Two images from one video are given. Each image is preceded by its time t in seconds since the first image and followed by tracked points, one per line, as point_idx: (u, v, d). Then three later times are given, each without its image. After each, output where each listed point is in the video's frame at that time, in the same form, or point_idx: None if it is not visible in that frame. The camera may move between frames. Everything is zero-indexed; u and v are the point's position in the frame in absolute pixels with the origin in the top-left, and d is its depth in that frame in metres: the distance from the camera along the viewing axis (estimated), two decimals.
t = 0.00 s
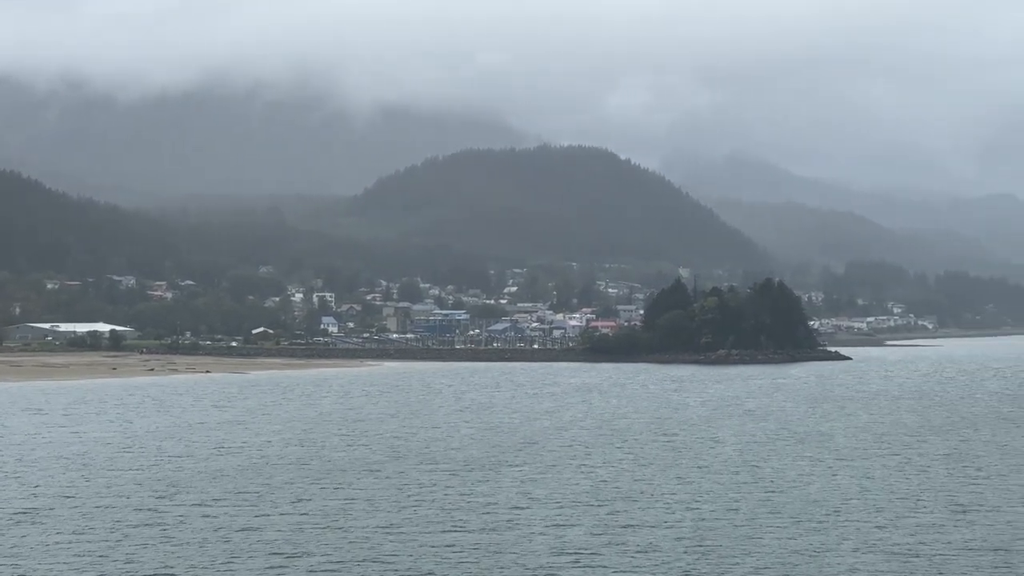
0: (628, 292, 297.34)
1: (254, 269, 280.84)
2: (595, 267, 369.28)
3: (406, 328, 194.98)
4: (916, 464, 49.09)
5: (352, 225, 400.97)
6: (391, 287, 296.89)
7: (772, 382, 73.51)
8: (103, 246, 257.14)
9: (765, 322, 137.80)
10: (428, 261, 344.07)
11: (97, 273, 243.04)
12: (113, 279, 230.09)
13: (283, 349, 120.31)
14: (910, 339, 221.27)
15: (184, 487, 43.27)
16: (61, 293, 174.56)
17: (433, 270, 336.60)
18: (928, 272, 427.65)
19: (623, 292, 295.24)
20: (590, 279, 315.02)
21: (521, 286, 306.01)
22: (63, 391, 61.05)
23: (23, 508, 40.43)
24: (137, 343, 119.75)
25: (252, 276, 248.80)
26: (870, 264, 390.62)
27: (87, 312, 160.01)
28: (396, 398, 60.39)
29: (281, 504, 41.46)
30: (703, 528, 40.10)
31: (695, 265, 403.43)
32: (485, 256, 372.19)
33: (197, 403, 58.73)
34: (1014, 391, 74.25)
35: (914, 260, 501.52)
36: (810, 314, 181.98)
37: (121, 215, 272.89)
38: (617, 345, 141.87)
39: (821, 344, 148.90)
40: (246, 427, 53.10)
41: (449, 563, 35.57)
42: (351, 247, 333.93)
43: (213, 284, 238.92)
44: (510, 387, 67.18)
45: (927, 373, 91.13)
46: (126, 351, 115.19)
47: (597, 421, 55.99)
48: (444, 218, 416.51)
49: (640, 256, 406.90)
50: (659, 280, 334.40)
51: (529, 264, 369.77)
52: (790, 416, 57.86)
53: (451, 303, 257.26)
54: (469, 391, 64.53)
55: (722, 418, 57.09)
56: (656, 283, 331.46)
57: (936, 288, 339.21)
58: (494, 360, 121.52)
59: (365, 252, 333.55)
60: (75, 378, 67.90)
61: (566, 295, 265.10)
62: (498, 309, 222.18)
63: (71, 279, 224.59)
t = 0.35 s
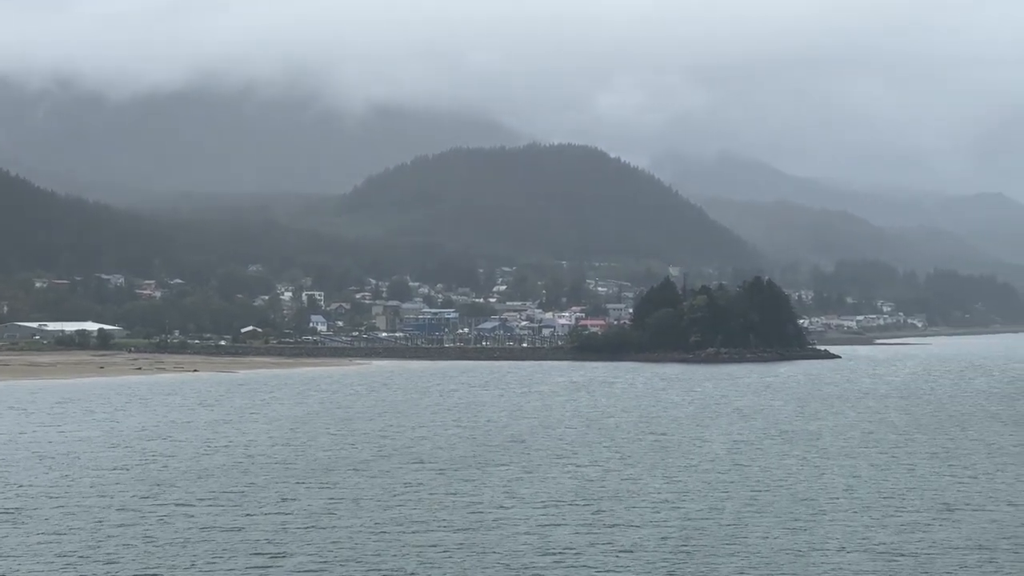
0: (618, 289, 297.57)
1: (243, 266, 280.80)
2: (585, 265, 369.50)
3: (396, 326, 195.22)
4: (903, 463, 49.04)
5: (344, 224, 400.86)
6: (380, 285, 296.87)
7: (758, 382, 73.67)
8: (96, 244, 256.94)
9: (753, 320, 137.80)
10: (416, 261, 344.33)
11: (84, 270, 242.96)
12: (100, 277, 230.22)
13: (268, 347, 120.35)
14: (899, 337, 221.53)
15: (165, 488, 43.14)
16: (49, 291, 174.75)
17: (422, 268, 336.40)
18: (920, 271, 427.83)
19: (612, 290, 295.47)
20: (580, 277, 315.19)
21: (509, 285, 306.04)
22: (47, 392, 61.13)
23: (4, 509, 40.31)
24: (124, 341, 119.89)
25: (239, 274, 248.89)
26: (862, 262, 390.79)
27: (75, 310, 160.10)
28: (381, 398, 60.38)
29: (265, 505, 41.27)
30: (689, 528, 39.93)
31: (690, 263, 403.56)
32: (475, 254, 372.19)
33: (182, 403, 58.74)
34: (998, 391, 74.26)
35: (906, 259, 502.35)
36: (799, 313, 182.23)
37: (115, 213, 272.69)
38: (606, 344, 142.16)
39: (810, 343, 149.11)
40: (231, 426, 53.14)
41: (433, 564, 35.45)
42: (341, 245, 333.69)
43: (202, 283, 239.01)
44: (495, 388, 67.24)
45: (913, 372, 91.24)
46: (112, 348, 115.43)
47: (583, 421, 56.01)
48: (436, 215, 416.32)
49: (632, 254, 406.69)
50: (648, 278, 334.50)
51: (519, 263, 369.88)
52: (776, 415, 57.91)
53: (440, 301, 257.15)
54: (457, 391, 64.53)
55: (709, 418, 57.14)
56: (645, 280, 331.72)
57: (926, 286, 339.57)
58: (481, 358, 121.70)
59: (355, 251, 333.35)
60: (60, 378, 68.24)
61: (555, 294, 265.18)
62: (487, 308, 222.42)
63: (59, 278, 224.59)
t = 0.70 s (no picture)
0: (610, 288, 297.59)
1: (237, 265, 280.57)
2: (579, 264, 369.38)
3: (389, 324, 195.33)
4: (891, 461, 49.01)
5: (341, 223, 400.49)
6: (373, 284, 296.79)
7: (747, 380, 73.67)
8: (91, 243, 257.15)
9: (745, 317, 137.80)
10: (408, 258, 343.80)
11: (77, 269, 242.71)
12: (92, 275, 230.29)
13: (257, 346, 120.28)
14: (892, 335, 221.64)
15: (153, 488, 42.98)
16: (40, 289, 174.58)
17: (414, 266, 336.16)
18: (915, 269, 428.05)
19: (605, 288, 295.43)
20: (573, 275, 314.98)
21: (501, 284, 306.03)
22: (35, 392, 61.13)
23: None
24: (115, 339, 119.85)
25: (232, 273, 248.77)
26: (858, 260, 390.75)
27: (66, 308, 159.94)
28: (371, 397, 60.26)
29: (251, 504, 41.13)
30: (676, 526, 39.80)
31: (688, 262, 403.58)
32: (470, 253, 372.04)
33: (171, 402, 58.66)
34: (984, 388, 74.25)
35: (901, 257, 502.68)
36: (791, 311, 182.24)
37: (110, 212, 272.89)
38: (598, 342, 142.06)
39: (803, 341, 149.20)
40: (220, 425, 53.03)
41: (419, 562, 35.33)
42: (336, 244, 333.53)
43: (195, 281, 238.84)
44: (484, 386, 67.26)
45: (901, 369, 91.29)
46: (103, 347, 115.49)
47: (573, 419, 55.93)
48: (433, 213, 415.95)
49: (628, 252, 406.62)
50: (641, 277, 334.63)
51: (514, 261, 369.78)
52: (766, 414, 57.84)
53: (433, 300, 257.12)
54: (446, 390, 64.49)
55: (699, 416, 57.06)
56: (636, 278, 331.65)
57: (920, 283, 339.59)
58: (473, 357, 121.76)
59: (349, 250, 333.21)
60: (48, 377, 68.28)
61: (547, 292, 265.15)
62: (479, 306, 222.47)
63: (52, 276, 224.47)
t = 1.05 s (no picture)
0: (605, 286, 297.52)
1: (234, 264, 280.49)
2: (574, 262, 369.24)
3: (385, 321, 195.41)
4: (885, 459, 48.84)
5: (338, 221, 400.15)
6: (368, 282, 296.52)
7: (740, 377, 73.65)
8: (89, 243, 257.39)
9: (740, 315, 137.97)
10: (404, 256, 343.77)
11: (73, 267, 242.60)
12: (87, 274, 229.95)
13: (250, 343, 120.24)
14: (888, 333, 221.60)
15: (145, 488, 42.80)
16: (35, 288, 174.48)
17: (410, 265, 336.15)
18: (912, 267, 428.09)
19: (600, 286, 295.46)
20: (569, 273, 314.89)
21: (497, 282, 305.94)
22: (29, 391, 61.09)
23: None
24: (110, 338, 119.78)
25: (227, 271, 248.77)
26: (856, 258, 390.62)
27: (62, 306, 159.90)
28: (365, 395, 60.18)
29: (241, 504, 40.92)
30: (669, 526, 39.64)
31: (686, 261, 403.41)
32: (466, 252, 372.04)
33: (165, 401, 58.55)
34: (977, 385, 74.15)
35: (898, 255, 502.75)
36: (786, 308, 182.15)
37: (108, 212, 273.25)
38: (593, 340, 141.94)
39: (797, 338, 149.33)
40: (213, 424, 52.90)
41: (409, 562, 35.15)
42: (332, 242, 333.44)
43: (190, 280, 238.78)
44: (478, 384, 67.22)
45: (894, 367, 91.22)
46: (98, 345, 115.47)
47: (567, 417, 55.81)
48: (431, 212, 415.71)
49: (625, 250, 406.29)
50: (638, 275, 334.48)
51: (510, 259, 369.77)
52: (760, 413, 57.75)
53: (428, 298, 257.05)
54: (440, 389, 64.42)
55: (693, 414, 57.00)
56: (630, 277, 331.81)
57: (917, 280, 339.44)
58: (468, 355, 121.75)
59: (346, 248, 333.09)
60: (43, 375, 68.31)
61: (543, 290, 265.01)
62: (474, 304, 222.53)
63: (47, 275, 224.46)
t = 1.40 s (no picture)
0: (603, 284, 297.25)
1: (232, 262, 280.44)
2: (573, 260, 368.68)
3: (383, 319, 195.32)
4: (881, 458, 48.82)
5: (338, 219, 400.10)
6: (366, 280, 296.52)
7: (736, 375, 73.55)
8: (88, 243, 257.69)
9: (738, 313, 138.10)
10: (404, 255, 343.60)
11: (72, 266, 242.61)
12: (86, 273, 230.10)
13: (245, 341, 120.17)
14: (886, 330, 221.30)
15: (137, 487, 42.71)
16: (32, 286, 174.60)
17: (409, 264, 336.04)
18: (913, 266, 427.23)
19: (597, 284, 295.11)
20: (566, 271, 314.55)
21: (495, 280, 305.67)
22: (24, 389, 61.09)
23: None
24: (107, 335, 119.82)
25: (224, 270, 248.68)
26: (856, 255, 390.09)
27: (58, 304, 159.95)
28: (360, 394, 60.10)
29: (232, 503, 40.78)
30: (664, 525, 39.53)
31: (685, 259, 402.98)
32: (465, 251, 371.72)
33: (160, 400, 58.50)
34: (973, 383, 74.06)
35: (899, 254, 502.08)
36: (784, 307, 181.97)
37: (107, 211, 273.49)
38: (591, 339, 141.86)
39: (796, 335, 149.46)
40: (207, 423, 52.86)
41: (400, 561, 35.01)
42: (331, 241, 333.35)
43: (188, 278, 238.76)
44: (473, 382, 67.15)
45: (890, 364, 90.99)
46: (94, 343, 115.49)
47: (563, 415, 55.75)
48: (431, 211, 415.48)
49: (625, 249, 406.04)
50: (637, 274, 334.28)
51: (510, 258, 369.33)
52: (756, 411, 57.65)
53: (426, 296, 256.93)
54: (435, 386, 64.31)
55: (688, 412, 56.91)
56: (628, 275, 331.50)
57: (916, 278, 339.02)
58: (465, 353, 121.65)
59: (345, 247, 332.94)
60: (38, 374, 68.34)
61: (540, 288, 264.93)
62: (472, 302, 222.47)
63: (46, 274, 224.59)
